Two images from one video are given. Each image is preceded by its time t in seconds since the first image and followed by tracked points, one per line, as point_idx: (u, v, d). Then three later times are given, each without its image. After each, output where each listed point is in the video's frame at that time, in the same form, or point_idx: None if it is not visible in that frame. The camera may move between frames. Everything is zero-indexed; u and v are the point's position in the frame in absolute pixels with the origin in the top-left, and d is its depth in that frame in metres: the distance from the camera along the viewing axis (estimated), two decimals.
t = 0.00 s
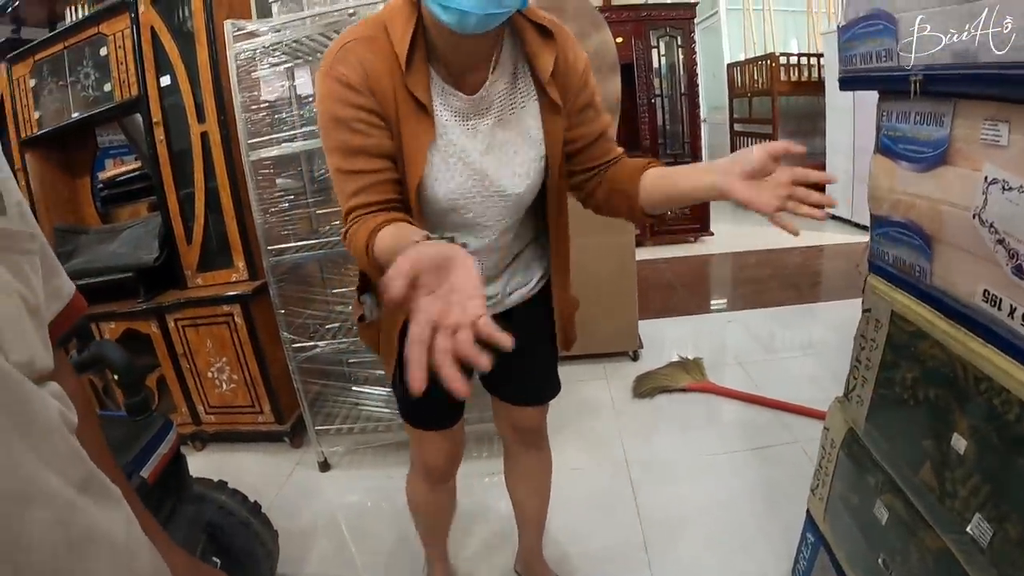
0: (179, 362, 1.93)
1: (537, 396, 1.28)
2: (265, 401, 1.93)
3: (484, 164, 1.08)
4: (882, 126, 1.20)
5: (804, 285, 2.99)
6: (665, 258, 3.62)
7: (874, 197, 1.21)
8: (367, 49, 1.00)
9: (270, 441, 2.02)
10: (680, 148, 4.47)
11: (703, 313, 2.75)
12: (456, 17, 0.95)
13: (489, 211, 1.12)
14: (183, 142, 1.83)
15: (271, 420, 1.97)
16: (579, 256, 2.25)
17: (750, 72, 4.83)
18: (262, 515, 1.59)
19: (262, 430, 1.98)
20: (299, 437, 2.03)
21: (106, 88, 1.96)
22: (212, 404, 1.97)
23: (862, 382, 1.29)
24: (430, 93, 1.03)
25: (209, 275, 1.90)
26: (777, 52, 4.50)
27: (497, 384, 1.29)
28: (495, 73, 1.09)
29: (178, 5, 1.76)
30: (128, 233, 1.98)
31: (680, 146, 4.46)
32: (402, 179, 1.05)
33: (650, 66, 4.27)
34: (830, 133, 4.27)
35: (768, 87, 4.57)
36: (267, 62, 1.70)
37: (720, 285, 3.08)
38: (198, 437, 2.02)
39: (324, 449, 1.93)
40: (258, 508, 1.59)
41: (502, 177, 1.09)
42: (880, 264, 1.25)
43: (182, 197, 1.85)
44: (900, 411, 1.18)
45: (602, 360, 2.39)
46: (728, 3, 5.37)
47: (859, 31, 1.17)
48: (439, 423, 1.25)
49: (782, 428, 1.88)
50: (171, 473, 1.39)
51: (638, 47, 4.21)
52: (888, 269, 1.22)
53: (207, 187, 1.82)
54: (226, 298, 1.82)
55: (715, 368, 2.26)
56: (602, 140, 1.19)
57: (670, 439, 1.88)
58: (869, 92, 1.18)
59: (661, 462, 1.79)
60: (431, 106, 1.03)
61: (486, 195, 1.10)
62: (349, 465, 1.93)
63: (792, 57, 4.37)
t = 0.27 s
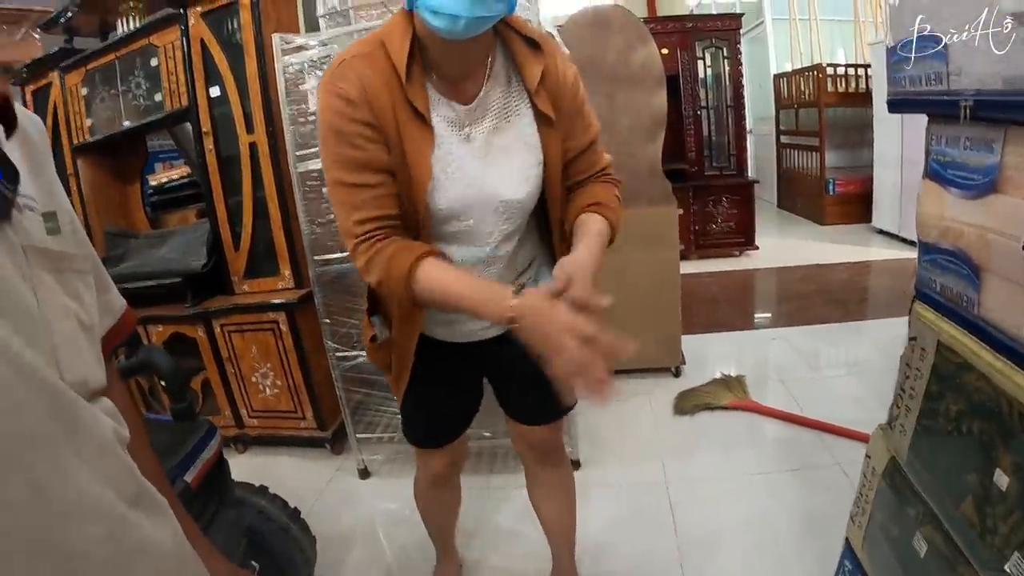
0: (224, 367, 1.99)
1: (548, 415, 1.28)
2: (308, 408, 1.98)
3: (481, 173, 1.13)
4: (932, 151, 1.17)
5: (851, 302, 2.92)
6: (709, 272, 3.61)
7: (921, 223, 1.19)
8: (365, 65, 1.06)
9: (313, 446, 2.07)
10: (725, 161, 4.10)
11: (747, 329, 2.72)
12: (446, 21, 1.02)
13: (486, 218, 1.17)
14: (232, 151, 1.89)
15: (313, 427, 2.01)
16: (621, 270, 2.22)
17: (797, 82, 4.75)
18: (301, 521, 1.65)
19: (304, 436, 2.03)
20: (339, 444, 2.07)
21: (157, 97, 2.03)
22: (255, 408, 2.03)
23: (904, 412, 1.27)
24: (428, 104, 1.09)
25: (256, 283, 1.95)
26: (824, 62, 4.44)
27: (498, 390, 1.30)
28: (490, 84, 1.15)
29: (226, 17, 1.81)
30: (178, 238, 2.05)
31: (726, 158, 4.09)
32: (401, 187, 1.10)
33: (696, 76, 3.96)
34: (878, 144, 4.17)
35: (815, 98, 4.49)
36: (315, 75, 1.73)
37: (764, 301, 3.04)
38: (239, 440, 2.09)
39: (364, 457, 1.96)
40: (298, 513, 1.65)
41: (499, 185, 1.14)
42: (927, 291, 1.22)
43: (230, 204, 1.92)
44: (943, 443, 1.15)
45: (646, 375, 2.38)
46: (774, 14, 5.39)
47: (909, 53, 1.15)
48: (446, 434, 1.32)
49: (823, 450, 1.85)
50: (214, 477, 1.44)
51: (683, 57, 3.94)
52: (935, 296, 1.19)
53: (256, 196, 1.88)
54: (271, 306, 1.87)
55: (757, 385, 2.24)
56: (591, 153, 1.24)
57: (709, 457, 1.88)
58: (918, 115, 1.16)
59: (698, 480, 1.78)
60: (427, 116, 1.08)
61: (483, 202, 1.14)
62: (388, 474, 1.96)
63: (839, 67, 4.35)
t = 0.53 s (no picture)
0: (299, 388, 2.12)
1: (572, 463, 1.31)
2: (379, 431, 2.08)
3: (484, 225, 1.13)
4: (1009, 233, 1.18)
5: (920, 342, 2.88)
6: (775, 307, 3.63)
7: (995, 302, 1.19)
8: (387, 125, 1.14)
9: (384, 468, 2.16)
10: (796, 191, 4.07)
11: (811, 369, 2.75)
12: (461, 87, 1.08)
13: (492, 270, 1.17)
14: (313, 181, 2.00)
15: (384, 450, 2.11)
16: (692, 308, 2.37)
17: (869, 107, 4.67)
18: (373, 546, 1.74)
19: (374, 457, 2.14)
20: (408, 469, 2.16)
21: (239, 127, 2.14)
22: (327, 428, 2.15)
23: (968, 484, 1.28)
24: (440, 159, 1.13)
25: (332, 310, 2.06)
26: (897, 87, 4.36)
27: (536, 444, 1.34)
28: (506, 141, 1.16)
29: (307, 52, 1.89)
30: (255, 261, 2.17)
31: (797, 189, 4.07)
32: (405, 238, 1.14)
33: (766, 103, 4.07)
34: (950, 171, 4.06)
35: (887, 123, 4.40)
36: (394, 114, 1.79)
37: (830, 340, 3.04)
38: (310, 458, 2.21)
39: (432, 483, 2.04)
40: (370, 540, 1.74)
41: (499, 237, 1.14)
42: (996, 366, 1.22)
43: (310, 232, 2.03)
44: (1004, 521, 1.14)
45: (708, 412, 2.47)
46: (844, 36, 5.21)
47: (989, 132, 1.15)
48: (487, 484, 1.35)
49: (886, 499, 1.86)
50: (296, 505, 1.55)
51: (754, 85, 4.07)
52: (1005, 374, 1.19)
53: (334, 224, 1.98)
54: (348, 334, 1.98)
55: (819, 426, 2.29)
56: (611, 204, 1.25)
57: (773, 500, 1.91)
58: (996, 194, 1.16)
59: (759, 522, 1.82)
60: (435, 166, 1.12)
61: (487, 253, 1.15)
62: (455, 500, 2.02)
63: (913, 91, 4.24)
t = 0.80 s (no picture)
0: (382, 399, 2.29)
1: (637, 485, 1.31)
2: (457, 445, 2.23)
3: (574, 253, 1.20)
4: None
5: (996, 377, 2.79)
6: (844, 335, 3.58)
7: None
8: (475, 168, 1.21)
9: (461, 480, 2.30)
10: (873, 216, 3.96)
11: (880, 401, 2.71)
12: (545, 134, 1.18)
13: (583, 295, 1.23)
14: (400, 202, 2.11)
15: (460, 462, 2.25)
16: (765, 337, 2.39)
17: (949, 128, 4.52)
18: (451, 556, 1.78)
19: (450, 469, 2.28)
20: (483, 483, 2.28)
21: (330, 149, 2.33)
22: (407, 438, 2.31)
23: None
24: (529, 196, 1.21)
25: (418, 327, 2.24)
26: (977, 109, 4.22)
27: (597, 474, 1.33)
28: (582, 177, 1.25)
29: (399, 79, 2.04)
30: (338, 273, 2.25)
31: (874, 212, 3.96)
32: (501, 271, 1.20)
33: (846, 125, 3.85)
34: None
35: (967, 146, 4.25)
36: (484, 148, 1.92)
37: (901, 372, 2.98)
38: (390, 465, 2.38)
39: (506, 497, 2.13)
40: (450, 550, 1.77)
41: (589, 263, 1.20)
42: None
43: (398, 250, 2.14)
44: None
45: (779, 442, 2.49)
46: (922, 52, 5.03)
47: None
48: (546, 511, 1.34)
49: (951, 541, 1.84)
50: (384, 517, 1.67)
51: (832, 107, 3.84)
52: None
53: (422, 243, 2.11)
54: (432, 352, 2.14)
55: (888, 460, 2.26)
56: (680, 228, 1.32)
57: (835, 535, 1.91)
58: None
59: (819, 555, 1.83)
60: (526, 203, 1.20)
61: (579, 280, 1.21)
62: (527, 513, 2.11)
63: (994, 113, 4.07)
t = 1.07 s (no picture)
0: (457, 400, 2.40)
1: (702, 500, 1.30)
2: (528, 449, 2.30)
3: (650, 267, 1.23)
4: None
5: None
6: (915, 358, 3.49)
7: None
8: (560, 187, 1.27)
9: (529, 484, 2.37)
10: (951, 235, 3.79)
11: (952, 431, 2.64)
12: (633, 155, 1.22)
13: (660, 309, 1.24)
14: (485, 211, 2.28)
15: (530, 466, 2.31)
16: (833, 360, 2.41)
17: None
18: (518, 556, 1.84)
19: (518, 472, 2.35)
20: (550, 488, 2.33)
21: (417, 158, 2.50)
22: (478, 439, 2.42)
23: None
24: (610, 213, 1.25)
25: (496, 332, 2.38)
26: None
27: (660, 482, 1.34)
28: (665, 196, 1.27)
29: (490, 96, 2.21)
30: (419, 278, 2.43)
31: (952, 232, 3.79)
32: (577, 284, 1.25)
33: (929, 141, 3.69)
34: None
35: None
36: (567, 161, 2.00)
37: (975, 401, 2.89)
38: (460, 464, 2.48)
39: (571, 503, 2.16)
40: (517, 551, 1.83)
41: (665, 277, 1.23)
42: None
43: (480, 257, 2.31)
44: None
45: (841, 466, 2.47)
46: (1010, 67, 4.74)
47: None
48: (607, 513, 1.37)
49: None
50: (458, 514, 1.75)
51: (913, 124, 3.69)
52: None
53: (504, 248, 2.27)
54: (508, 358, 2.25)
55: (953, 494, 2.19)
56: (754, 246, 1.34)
57: (893, 565, 1.89)
58: None
59: None
60: (609, 222, 1.24)
61: (655, 293, 1.23)
62: (593, 521, 2.13)
63: None
